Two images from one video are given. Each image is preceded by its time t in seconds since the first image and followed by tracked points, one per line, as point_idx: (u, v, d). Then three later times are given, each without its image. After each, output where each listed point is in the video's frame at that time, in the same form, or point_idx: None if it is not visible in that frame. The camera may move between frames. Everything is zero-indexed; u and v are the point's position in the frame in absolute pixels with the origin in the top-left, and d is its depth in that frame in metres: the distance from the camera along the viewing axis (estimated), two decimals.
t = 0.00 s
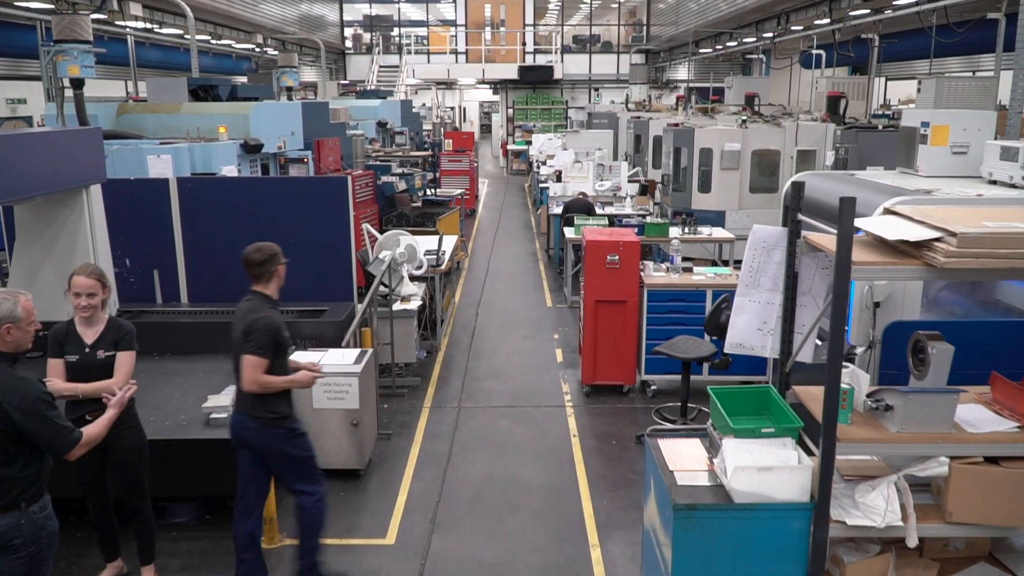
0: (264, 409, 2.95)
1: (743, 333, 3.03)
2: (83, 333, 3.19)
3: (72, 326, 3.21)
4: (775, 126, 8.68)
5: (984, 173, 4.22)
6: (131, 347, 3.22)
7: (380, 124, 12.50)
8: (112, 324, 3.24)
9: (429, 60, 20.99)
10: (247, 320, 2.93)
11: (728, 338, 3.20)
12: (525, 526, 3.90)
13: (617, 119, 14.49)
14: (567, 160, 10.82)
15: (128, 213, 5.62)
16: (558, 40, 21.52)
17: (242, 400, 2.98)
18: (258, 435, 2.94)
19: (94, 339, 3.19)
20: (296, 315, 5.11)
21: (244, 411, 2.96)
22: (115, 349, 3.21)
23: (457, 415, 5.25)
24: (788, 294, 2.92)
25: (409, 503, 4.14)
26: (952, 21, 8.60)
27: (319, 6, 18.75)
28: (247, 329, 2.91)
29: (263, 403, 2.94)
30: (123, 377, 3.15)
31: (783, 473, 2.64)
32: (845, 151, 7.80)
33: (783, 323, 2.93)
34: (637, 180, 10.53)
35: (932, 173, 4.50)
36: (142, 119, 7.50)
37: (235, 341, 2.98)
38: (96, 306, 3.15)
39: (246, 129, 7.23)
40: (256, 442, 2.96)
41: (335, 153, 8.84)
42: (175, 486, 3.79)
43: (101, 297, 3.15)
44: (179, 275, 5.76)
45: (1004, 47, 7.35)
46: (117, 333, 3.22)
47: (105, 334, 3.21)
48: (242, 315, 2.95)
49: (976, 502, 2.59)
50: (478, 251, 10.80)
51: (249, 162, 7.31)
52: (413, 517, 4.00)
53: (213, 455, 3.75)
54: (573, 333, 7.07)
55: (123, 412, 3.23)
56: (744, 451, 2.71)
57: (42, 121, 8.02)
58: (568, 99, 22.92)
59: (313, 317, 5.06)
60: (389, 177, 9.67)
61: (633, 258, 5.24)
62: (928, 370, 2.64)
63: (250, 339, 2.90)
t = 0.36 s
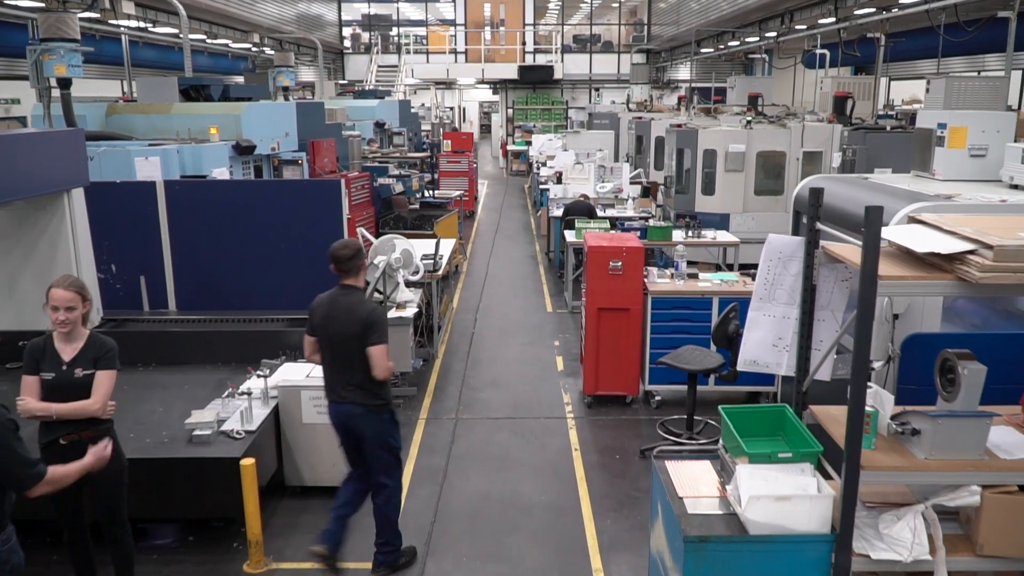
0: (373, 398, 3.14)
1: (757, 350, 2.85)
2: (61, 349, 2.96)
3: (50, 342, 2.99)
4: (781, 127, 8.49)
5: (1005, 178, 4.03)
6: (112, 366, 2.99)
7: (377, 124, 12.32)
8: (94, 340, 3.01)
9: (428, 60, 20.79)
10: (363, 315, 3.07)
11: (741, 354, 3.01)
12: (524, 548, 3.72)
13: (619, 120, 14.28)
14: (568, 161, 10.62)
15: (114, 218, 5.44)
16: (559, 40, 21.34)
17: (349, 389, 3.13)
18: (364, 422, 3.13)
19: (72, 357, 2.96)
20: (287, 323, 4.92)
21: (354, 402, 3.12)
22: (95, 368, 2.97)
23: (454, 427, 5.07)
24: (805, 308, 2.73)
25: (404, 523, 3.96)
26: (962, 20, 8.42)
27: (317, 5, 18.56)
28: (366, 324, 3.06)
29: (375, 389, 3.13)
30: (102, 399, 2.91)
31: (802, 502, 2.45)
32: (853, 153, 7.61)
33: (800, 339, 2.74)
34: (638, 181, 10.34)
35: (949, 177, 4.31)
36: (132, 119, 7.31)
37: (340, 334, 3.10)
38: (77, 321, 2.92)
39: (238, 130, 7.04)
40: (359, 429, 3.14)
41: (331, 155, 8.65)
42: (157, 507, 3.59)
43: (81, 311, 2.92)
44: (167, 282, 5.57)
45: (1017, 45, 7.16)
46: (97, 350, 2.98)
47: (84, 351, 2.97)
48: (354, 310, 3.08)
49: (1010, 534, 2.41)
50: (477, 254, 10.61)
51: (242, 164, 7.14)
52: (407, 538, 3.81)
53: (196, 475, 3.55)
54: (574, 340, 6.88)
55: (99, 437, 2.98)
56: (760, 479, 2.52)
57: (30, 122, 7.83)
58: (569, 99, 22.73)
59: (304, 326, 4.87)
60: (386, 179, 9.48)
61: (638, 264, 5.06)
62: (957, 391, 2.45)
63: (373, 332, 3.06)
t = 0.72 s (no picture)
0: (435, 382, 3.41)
1: (773, 368, 2.65)
2: (28, 367, 2.77)
3: (18, 359, 2.80)
4: (786, 128, 8.30)
5: None
6: (83, 385, 2.79)
7: (375, 125, 12.14)
8: (64, 356, 2.81)
9: (426, 59, 20.61)
10: (433, 305, 3.35)
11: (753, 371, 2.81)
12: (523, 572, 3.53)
13: (620, 120, 14.09)
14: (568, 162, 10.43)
15: (99, 222, 5.25)
16: (559, 40, 21.15)
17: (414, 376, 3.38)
18: (427, 406, 3.38)
19: (39, 376, 2.77)
20: (277, 333, 4.73)
21: (419, 387, 3.38)
22: (64, 388, 2.78)
23: (450, 440, 4.88)
24: (826, 323, 2.53)
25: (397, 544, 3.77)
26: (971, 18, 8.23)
27: (315, 5, 18.37)
28: (436, 313, 3.34)
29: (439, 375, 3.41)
30: (69, 421, 2.72)
31: (825, 536, 2.25)
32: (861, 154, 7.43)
33: (821, 356, 2.55)
34: (640, 183, 10.16)
35: (969, 181, 4.14)
36: (121, 120, 7.11)
37: (408, 324, 3.35)
38: (43, 337, 2.73)
39: (230, 131, 6.84)
40: (422, 413, 3.39)
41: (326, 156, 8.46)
42: (135, 530, 3.40)
43: (46, 327, 2.73)
44: (154, 289, 5.36)
45: None
46: (66, 369, 2.79)
47: (52, 369, 2.78)
48: (423, 300, 3.35)
49: None
50: (476, 257, 10.43)
51: (233, 166, 6.93)
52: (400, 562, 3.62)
53: (176, 498, 3.35)
54: (575, 347, 6.69)
55: (68, 461, 2.80)
56: (779, 510, 2.32)
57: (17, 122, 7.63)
58: (569, 99, 22.54)
59: (295, 336, 4.67)
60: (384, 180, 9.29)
61: (642, 270, 4.87)
62: (992, 416, 2.26)
63: (442, 321, 3.34)
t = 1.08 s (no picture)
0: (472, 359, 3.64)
1: (791, 388, 2.47)
2: None
3: None
4: (791, 129, 8.12)
5: None
6: (50, 406, 2.62)
7: (372, 125, 11.95)
8: (30, 374, 2.64)
9: (425, 59, 20.44)
10: (469, 288, 3.59)
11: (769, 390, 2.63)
12: None
13: (621, 121, 13.89)
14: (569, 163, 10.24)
15: (83, 227, 5.06)
16: (559, 39, 20.97)
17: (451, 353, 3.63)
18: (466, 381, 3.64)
19: (4, 395, 2.60)
20: (266, 343, 4.54)
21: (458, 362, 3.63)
22: (30, 408, 2.61)
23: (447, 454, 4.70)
24: (849, 341, 2.36)
25: (390, 567, 3.58)
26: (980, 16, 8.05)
27: (313, 4, 18.19)
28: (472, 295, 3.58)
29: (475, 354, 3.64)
30: (35, 444, 2.55)
31: None
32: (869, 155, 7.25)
33: (843, 376, 2.37)
34: (642, 185, 9.97)
35: (989, 185, 3.94)
36: (110, 121, 6.93)
37: (447, 305, 3.60)
38: (8, 354, 2.56)
39: (222, 132, 6.66)
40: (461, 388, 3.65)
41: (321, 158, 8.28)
42: (111, 556, 3.21)
43: (10, 343, 2.55)
44: (140, 296, 5.18)
45: None
46: (32, 388, 2.61)
47: (17, 389, 2.61)
48: (460, 283, 3.59)
49: None
50: (475, 260, 10.25)
51: (225, 168, 6.75)
52: None
53: (155, 521, 3.17)
54: (576, 354, 6.51)
55: (35, 486, 2.63)
56: (800, 545, 2.14)
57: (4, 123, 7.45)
58: (569, 99, 22.36)
59: (284, 347, 4.49)
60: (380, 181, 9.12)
61: (645, 276, 4.70)
62: None
63: (477, 301, 3.59)
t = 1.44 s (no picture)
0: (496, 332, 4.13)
1: (811, 413, 2.28)
2: None
3: None
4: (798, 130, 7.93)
5: None
6: (12, 427, 2.46)
7: (372, 126, 11.77)
8: None
9: (426, 59, 20.25)
10: (497, 267, 4.10)
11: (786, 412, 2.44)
12: None
13: (624, 121, 13.70)
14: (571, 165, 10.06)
15: (65, 232, 4.87)
16: (561, 39, 20.79)
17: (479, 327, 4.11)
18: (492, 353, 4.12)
19: None
20: (254, 355, 4.35)
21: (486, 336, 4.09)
22: None
23: (444, 469, 4.51)
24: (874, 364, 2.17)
25: None
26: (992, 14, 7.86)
27: (313, 3, 18.00)
28: (503, 275, 4.10)
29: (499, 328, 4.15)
30: None
31: None
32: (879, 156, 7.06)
33: (869, 401, 2.19)
34: (646, 187, 9.79)
35: (1012, 189, 3.76)
36: (100, 122, 6.72)
37: (479, 283, 4.07)
38: None
39: (214, 133, 6.48)
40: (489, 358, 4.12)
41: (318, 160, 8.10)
42: None
43: None
44: (125, 304, 4.98)
45: None
46: None
47: None
48: (489, 264, 4.09)
49: None
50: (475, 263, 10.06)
51: (216, 170, 6.57)
52: None
53: (130, 547, 2.98)
54: (578, 362, 6.32)
55: None
56: None
57: None
58: (571, 99, 22.16)
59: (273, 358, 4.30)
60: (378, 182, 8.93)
61: (650, 284, 4.52)
62: None
63: (505, 281, 4.11)
